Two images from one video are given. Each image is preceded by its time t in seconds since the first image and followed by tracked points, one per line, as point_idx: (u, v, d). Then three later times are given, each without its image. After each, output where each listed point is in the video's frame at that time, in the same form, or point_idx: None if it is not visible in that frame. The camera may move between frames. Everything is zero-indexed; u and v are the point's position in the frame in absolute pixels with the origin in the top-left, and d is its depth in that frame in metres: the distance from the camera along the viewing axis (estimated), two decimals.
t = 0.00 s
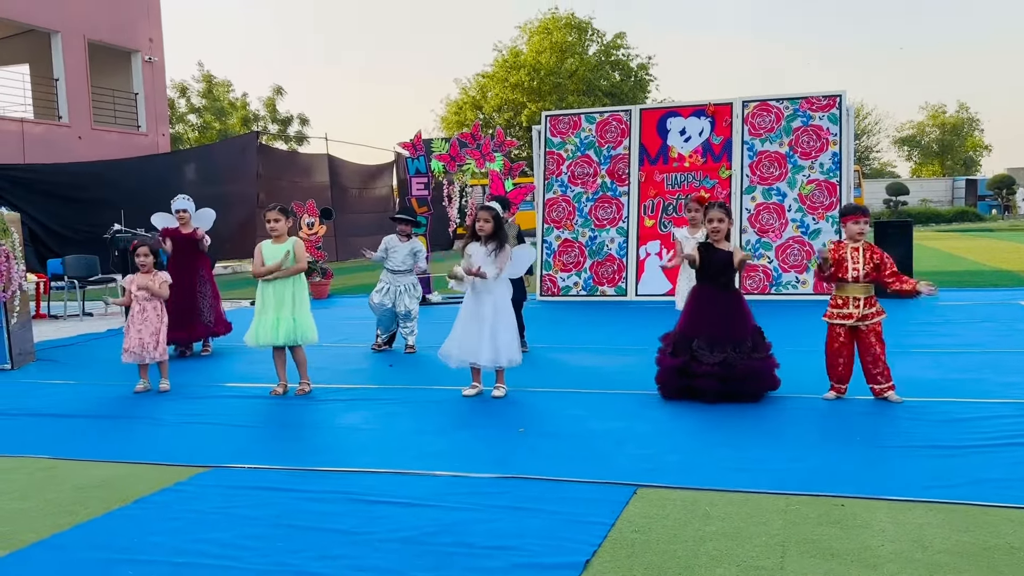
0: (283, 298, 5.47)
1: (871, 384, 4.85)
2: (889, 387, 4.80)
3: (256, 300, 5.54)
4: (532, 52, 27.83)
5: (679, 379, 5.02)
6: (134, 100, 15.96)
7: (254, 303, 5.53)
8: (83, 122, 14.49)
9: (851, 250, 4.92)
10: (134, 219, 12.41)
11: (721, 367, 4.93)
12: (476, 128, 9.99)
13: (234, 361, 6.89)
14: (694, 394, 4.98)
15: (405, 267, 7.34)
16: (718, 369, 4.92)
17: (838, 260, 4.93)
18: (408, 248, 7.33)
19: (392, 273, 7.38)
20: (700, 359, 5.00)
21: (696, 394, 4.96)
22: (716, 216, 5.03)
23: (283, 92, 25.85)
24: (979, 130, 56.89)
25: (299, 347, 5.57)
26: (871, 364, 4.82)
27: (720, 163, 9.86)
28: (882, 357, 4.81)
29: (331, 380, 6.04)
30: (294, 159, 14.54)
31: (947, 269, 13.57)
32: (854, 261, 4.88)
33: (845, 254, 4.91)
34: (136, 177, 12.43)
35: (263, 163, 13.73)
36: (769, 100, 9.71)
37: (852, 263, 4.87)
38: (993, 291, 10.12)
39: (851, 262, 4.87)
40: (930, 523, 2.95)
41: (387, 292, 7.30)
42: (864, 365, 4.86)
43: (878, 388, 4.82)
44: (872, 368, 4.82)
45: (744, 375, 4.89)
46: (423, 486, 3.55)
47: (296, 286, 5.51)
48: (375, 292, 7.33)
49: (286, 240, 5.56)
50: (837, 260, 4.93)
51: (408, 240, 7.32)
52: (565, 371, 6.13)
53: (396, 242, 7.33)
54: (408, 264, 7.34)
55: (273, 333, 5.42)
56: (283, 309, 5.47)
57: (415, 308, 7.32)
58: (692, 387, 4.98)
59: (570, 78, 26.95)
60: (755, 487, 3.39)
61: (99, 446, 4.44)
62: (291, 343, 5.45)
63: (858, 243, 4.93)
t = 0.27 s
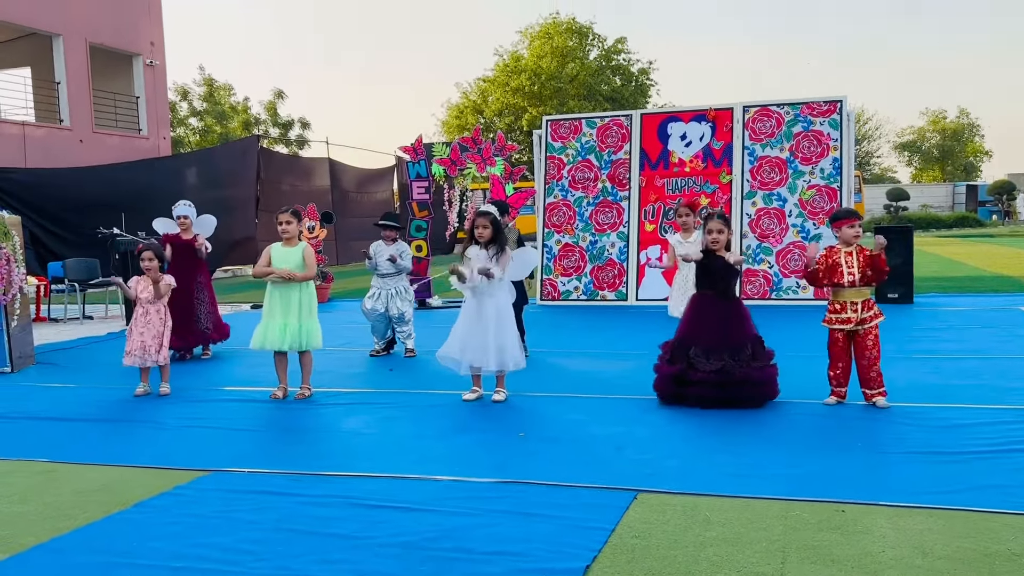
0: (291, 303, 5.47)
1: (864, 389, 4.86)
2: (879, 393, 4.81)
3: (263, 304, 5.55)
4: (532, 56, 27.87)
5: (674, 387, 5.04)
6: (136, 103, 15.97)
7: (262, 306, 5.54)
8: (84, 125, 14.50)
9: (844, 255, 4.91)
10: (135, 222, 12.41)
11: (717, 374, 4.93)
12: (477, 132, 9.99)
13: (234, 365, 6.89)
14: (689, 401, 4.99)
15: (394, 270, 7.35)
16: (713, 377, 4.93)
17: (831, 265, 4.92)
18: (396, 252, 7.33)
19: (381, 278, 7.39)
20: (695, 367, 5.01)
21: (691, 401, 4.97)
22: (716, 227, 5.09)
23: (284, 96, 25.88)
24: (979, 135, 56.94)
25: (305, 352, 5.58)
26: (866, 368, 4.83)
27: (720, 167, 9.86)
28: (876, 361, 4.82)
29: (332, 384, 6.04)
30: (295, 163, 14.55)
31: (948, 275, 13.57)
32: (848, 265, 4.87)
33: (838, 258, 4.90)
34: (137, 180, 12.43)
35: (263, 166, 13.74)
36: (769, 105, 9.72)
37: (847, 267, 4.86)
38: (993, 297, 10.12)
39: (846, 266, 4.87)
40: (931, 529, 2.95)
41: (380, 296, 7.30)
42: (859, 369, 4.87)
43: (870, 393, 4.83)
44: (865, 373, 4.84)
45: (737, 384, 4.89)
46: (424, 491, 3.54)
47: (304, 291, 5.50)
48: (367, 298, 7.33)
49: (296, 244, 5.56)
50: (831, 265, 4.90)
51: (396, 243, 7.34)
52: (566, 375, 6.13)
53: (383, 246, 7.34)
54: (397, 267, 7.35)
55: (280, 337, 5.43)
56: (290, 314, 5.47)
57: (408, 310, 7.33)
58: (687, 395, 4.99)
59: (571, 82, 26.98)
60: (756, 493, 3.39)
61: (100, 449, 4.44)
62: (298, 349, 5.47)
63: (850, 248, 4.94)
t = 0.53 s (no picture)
0: (287, 306, 5.46)
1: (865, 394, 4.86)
2: (879, 398, 4.80)
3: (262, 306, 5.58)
4: (533, 61, 27.92)
5: (683, 388, 5.01)
6: (136, 106, 15.99)
7: (260, 309, 5.57)
8: (85, 128, 14.52)
9: (851, 260, 4.93)
10: (135, 226, 12.43)
11: (726, 375, 4.93)
12: (478, 136, 10.00)
13: (234, 368, 6.89)
14: (699, 402, 4.98)
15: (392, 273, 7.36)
16: (723, 378, 4.92)
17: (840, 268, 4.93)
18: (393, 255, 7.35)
19: (379, 280, 7.36)
20: (705, 368, 5.00)
21: (701, 403, 4.95)
22: (718, 224, 5.07)
23: (285, 99, 25.91)
24: (979, 141, 57.00)
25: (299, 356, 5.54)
26: (868, 373, 4.82)
27: (721, 172, 9.87)
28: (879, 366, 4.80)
29: (331, 387, 6.04)
30: (296, 166, 14.56)
31: (948, 280, 13.58)
32: (856, 269, 4.89)
33: (846, 262, 4.92)
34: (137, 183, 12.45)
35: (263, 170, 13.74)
36: (769, 110, 9.73)
37: (855, 271, 4.88)
38: (993, 302, 10.12)
39: (854, 271, 4.88)
40: (930, 534, 2.95)
41: (380, 299, 7.29)
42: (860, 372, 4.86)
43: (870, 399, 4.82)
44: (866, 377, 4.83)
45: (749, 383, 4.89)
46: (423, 494, 3.54)
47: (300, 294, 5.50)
48: (366, 301, 7.31)
49: (297, 248, 5.58)
50: (840, 269, 4.92)
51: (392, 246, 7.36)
52: (565, 379, 6.13)
53: (378, 250, 7.35)
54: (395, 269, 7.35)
55: (271, 338, 5.41)
56: (284, 315, 5.46)
57: (408, 312, 7.36)
58: (697, 397, 4.97)
59: (571, 87, 26.99)
60: (756, 497, 3.39)
61: (100, 452, 4.44)
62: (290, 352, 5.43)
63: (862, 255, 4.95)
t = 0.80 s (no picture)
0: (293, 307, 5.47)
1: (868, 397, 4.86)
2: (881, 403, 4.80)
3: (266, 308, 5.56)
4: (533, 63, 27.95)
5: (682, 387, 5.04)
6: (137, 108, 16.01)
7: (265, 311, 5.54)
8: (86, 130, 14.54)
9: (863, 262, 4.90)
10: (136, 227, 12.44)
11: (724, 375, 4.93)
12: (479, 138, 10.00)
13: (234, 369, 6.89)
14: (697, 401, 4.99)
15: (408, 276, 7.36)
16: (721, 378, 4.92)
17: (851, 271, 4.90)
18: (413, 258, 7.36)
19: (393, 282, 7.37)
20: (704, 367, 5.00)
21: (699, 402, 4.97)
22: (716, 223, 5.07)
23: (286, 101, 25.94)
24: (980, 144, 57.01)
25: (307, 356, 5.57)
26: (874, 377, 4.81)
27: (721, 174, 9.87)
28: (886, 370, 4.80)
29: (331, 389, 6.04)
30: (297, 168, 14.56)
31: (949, 283, 13.57)
32: (868, 273, 4.87)
33: (858, 265, 4.90)
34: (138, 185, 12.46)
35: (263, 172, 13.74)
36: (770, 113, 9.74)
37: (867, 275, 4.86)
38: (994, 305, 10.11)
39: (866, 274, 4.86)
40: (930, 537, 2.94)
41: (391, 301, 7.30)
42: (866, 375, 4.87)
43: (872, 402, 4.82)
44: (875, 381, 4.81)
45: (747, 384, 4.90)
46: (423, 496, 3.54)
47: (306, 295, 5.51)
48: (377, 300, 7.32)
49: (299, 249, 5.59)
50: (853, 272, 4.90)
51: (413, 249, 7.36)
52: (566, 381, 6.13)
53: (399, 251, 7.34)
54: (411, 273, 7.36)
55: (281, 341, 5.43)
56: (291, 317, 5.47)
57: (417, 317, 7.36)
58: (695, 396, 4.98)
59: (572, 89, 26.98)
60: (756, 500, 3.39)
61: (100, 453, 4.44)
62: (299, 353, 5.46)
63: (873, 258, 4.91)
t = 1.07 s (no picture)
0: (291, 305, 5.46)
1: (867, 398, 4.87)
2: (881, 403, 4.82)
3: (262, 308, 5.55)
4: (535, 65, 27.96)
5: (686, 391, 5.03)
6: (139, 109, 16.03)
7: (260, 312, 5.53)
8: (87, 131, 14.55)
9: (857, 263, 4.90)
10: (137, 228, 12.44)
11: (728, 378, 4.92)
12: (480, 140, 9.99)
13: (235, 371, 6.90)
14: (701, 403, 4.99)
15: (406, 278, 7.36)
16: (727, 380, 4.91)
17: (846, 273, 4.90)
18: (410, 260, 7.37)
19: (393, 285, 7.39)
20: (708, 370, 4.98)
21: (704, 404, 4.97)
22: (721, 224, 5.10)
23: (287, 103, 25.96)
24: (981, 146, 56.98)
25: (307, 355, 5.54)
26: (873, 378, 4.82)
27: (722, 176, 9.87)
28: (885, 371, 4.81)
29: (332, 391, 6.04)
30: (298, 170, 14.57)
31: (951, 285, 13.56)
32: (862, 274, 4.86)
33: (852, 266, 4.90)
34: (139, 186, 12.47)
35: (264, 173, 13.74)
36: (771, 114, 9.74)
37: (861, 276, 4.85)
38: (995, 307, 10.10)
39: (860, 275, 4.86)
40: (931, 539, 2.94)
41: (390, 303, 7.31)
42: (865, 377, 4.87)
43: (872, 403, 4.84)
44: (872, 381, 4.83)
45: (752, 385, 4.90)
46: (423, 497, 3.54)
47: (302, 293, 5.52)
48: (377, 304, 7.35)
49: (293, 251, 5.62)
50: (846, 273, 4.89)
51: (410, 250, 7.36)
52: (566, 383, 6.13)
53: (396, 253, 7.35)
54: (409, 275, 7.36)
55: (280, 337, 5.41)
56: (289, 315, 5.46)
57: (417, 318, 7.32)
58: (701, 398, 4.98)
59: (573, 91, 26.96)
60: (757, 502, 3.38)
61: (100, 454, 4.44)
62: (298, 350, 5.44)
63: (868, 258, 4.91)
